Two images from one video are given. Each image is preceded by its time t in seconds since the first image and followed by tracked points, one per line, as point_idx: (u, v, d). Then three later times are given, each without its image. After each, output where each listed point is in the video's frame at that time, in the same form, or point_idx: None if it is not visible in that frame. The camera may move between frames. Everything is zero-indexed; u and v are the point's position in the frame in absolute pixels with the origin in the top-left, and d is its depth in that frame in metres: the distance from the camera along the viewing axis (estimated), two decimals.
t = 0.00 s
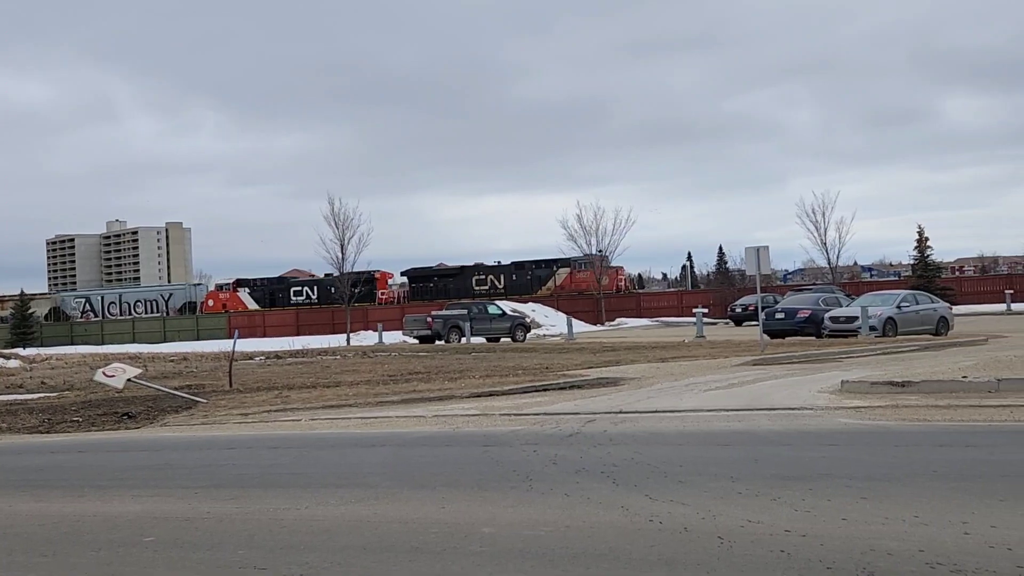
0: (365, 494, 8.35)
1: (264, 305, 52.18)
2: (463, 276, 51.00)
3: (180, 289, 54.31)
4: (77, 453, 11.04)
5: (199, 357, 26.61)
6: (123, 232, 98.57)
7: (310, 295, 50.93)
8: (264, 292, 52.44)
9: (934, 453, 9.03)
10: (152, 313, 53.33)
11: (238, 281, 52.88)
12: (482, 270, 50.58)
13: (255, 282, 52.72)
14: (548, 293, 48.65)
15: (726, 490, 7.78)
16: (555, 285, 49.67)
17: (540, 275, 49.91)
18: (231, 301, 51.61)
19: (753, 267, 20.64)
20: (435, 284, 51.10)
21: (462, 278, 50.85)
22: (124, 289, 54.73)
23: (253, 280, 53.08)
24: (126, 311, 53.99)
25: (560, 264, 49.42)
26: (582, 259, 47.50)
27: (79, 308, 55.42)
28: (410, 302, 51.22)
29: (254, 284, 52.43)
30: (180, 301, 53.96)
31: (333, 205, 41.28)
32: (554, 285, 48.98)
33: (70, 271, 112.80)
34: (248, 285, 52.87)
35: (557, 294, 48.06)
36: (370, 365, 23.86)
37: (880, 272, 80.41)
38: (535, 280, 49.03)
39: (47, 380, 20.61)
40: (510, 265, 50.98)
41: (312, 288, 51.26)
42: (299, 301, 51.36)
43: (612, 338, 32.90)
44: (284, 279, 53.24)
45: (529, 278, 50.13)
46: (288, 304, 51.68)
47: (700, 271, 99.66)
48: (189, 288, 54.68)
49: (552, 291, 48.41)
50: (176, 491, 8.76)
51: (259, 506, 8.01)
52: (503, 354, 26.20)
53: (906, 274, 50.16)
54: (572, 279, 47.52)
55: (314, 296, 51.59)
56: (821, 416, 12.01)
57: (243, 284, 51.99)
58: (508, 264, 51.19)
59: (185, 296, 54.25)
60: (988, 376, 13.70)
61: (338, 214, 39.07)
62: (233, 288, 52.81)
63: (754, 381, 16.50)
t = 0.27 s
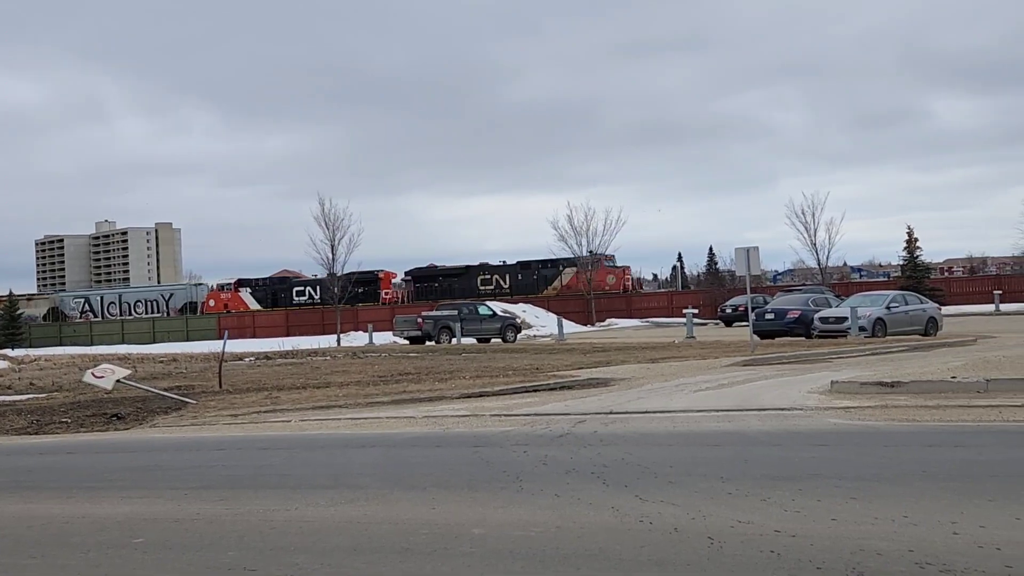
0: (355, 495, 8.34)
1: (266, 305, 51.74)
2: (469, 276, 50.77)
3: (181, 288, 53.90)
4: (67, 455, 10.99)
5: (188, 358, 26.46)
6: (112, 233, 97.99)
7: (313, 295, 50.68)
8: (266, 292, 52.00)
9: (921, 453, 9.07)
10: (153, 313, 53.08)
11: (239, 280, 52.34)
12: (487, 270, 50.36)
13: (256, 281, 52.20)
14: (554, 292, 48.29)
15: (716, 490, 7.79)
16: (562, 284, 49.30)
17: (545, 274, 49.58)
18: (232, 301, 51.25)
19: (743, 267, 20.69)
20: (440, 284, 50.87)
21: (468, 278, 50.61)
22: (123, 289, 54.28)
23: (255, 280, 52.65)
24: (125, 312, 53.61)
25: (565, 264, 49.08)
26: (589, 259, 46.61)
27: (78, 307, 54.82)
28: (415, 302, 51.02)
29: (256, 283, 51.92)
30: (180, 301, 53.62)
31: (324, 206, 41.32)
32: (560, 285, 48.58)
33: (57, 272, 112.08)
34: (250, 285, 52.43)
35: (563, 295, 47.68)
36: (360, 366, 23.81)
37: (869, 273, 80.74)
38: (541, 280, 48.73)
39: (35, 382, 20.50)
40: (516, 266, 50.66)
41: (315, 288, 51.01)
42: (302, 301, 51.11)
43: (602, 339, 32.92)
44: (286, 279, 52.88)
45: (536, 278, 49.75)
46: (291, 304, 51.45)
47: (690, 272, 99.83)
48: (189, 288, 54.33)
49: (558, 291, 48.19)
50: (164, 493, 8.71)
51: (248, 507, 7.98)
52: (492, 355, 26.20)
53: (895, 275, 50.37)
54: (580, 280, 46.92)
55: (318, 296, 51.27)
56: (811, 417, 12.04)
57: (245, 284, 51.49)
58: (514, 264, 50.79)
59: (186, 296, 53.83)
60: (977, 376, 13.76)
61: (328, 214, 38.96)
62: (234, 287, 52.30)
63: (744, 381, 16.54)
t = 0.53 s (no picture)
0: (346, 496, 8.31)
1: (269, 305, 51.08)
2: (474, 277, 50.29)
3: (182, 290, 53.61)
4: (56, 456, 10.94)
5: (177, 360, 26.36)
6: (101, 234, 97.46)
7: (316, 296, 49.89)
8: (268, 292, 51.38)
9: (909, 454, 9.10)
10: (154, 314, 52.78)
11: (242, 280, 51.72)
12: (493, 270, 49.85)
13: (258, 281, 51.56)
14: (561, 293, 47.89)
15: (706, 491, 7.80)
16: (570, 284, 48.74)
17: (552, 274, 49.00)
18: (235, 303, 50.94)
19: (734, 268, 20.72)
20: (445, 284, 50.42)
21: (473, 279, 50.14)
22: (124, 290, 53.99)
23: (256, 280, 51.45)
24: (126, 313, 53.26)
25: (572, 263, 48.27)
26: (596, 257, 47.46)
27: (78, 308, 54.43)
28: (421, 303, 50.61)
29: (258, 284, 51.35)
30: (181, 301, 53.39)
31: (315, 207, 41.23)
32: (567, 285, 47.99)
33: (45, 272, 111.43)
34: (251, 285, 51.31)
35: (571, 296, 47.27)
36: (351, 367, 23.76)
37: (858, 275, 81.06)
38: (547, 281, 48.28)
39: (25, 383, 20.39)
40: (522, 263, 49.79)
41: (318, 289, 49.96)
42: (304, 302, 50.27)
43: (593, 340, 32.94)
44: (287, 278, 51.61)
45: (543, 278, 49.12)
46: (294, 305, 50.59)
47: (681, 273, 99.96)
48: (190, 289, 54.15)
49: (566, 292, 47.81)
50: (152, 494, 8.66)
51: (238, 509, 7.95)
52: (483, 356, 26.16)
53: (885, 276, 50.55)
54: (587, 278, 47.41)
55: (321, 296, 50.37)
56: (801, 418, 12.06)
57: (247, 286, 50.98)
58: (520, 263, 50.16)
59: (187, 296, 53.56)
60: (966, 378, 13.81)
61: (318, 215, 38.87)
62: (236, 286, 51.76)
63: (735, 383, 16.57)
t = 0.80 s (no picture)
0: (336, 499, 8.29)
1: (271, 306, 50.71)
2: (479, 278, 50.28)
3: (183, 291, 53.31)
4: (45, 458, 10.88)
5: (167, 362, 26.24)
6: (91, 236, 96.98)
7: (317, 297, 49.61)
8: (271, 293, 51.06)
9: (896, 456, 9.15)
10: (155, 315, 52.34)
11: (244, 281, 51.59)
12: (499, 271, 49.88)
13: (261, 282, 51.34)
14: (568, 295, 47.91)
15: (695, 494, 7.81)
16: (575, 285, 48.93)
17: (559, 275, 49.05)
18: (237, 304, 50.73)
19: (724, 271, 20.78)
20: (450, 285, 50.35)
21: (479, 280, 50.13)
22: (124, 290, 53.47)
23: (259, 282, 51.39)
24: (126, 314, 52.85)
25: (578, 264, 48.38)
26: (603, 259, 48.11)
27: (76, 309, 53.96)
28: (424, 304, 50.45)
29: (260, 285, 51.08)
30: (182, 302, 53.05)
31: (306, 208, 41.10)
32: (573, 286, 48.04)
33: (34, 274, 110.72)
34: (254, 287, 51.22)
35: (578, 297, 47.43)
36: (341, 369, 23.72)
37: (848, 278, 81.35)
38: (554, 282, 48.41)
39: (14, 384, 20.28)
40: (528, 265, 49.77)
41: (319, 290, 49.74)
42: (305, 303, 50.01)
43: (584, 342, 32.95)
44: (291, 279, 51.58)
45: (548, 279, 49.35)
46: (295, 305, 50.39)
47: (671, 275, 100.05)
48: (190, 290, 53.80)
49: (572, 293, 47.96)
50: (141, 497, 8.60)
51: (227, 511, 7.92)
52: (473, 358, 26.15)
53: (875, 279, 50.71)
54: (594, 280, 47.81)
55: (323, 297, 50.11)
56: (790, 421, 12.10)
57: (249, 286, 50.72)
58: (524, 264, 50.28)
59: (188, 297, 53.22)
60: (956, 380, 13.86)
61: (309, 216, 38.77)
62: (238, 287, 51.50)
63: (725, 385, 16.60)
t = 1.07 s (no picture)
0: (324, 502, 8.27)
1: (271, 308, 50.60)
2: (484, 279, 50.22)
3: (182, 292, 53.09)
4: (32, 461, 10.81)
5: (154, 365, 26.09)
6: (78, 238, 96.45)
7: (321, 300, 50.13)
8: (272, 295, 50.97)
9: (885, 459, 9.18)
10: (154, 317, 52.13)
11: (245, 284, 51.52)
12: (504, 273, 49.73)
13: (262, 284, 51.30)
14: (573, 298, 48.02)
15: (684, 497, 7.82)
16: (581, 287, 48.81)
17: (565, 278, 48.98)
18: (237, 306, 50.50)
19: (713, 274, 20.82)
20: (454, 286, 50.44)
21: (483, 282, 50.11)
22: (124, 292, 53.23)
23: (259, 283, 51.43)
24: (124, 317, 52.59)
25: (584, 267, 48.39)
26: (610, 261, 47.93)
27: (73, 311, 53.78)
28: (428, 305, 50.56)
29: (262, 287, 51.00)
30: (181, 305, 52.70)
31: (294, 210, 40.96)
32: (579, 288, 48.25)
33: (21, 277, 109.96)
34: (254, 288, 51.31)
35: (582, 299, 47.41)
36: (330, 373, 23.65)
37: (836, 282, 81.74)
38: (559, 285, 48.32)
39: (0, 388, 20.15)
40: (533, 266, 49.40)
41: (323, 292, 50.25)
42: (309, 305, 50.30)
43: (573, 346, 32.96)
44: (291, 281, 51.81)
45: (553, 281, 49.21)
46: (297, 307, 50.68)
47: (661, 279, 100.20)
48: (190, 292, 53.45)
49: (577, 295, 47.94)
50: (128, 501, 8.55)
51: (216, 515, 7.88)
52: (462, 362, 26.10)
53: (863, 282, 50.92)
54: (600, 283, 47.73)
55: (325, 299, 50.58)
56: (779, 424, 12.13)
57: (251, 288, 50.63)
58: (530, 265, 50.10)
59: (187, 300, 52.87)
60: (943, 383, 13.92)
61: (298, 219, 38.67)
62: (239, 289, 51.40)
63: (714, 388, 16.64)
